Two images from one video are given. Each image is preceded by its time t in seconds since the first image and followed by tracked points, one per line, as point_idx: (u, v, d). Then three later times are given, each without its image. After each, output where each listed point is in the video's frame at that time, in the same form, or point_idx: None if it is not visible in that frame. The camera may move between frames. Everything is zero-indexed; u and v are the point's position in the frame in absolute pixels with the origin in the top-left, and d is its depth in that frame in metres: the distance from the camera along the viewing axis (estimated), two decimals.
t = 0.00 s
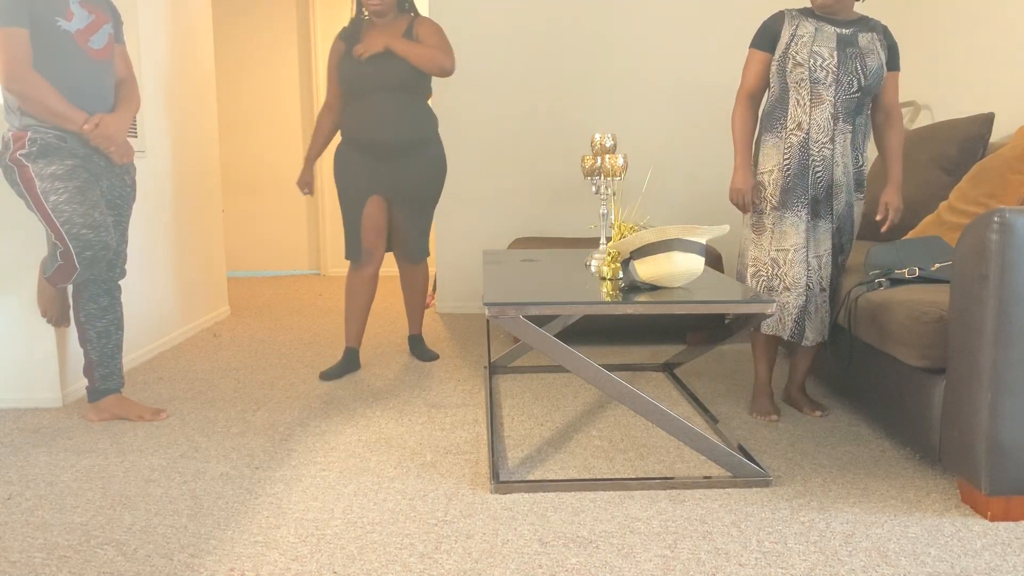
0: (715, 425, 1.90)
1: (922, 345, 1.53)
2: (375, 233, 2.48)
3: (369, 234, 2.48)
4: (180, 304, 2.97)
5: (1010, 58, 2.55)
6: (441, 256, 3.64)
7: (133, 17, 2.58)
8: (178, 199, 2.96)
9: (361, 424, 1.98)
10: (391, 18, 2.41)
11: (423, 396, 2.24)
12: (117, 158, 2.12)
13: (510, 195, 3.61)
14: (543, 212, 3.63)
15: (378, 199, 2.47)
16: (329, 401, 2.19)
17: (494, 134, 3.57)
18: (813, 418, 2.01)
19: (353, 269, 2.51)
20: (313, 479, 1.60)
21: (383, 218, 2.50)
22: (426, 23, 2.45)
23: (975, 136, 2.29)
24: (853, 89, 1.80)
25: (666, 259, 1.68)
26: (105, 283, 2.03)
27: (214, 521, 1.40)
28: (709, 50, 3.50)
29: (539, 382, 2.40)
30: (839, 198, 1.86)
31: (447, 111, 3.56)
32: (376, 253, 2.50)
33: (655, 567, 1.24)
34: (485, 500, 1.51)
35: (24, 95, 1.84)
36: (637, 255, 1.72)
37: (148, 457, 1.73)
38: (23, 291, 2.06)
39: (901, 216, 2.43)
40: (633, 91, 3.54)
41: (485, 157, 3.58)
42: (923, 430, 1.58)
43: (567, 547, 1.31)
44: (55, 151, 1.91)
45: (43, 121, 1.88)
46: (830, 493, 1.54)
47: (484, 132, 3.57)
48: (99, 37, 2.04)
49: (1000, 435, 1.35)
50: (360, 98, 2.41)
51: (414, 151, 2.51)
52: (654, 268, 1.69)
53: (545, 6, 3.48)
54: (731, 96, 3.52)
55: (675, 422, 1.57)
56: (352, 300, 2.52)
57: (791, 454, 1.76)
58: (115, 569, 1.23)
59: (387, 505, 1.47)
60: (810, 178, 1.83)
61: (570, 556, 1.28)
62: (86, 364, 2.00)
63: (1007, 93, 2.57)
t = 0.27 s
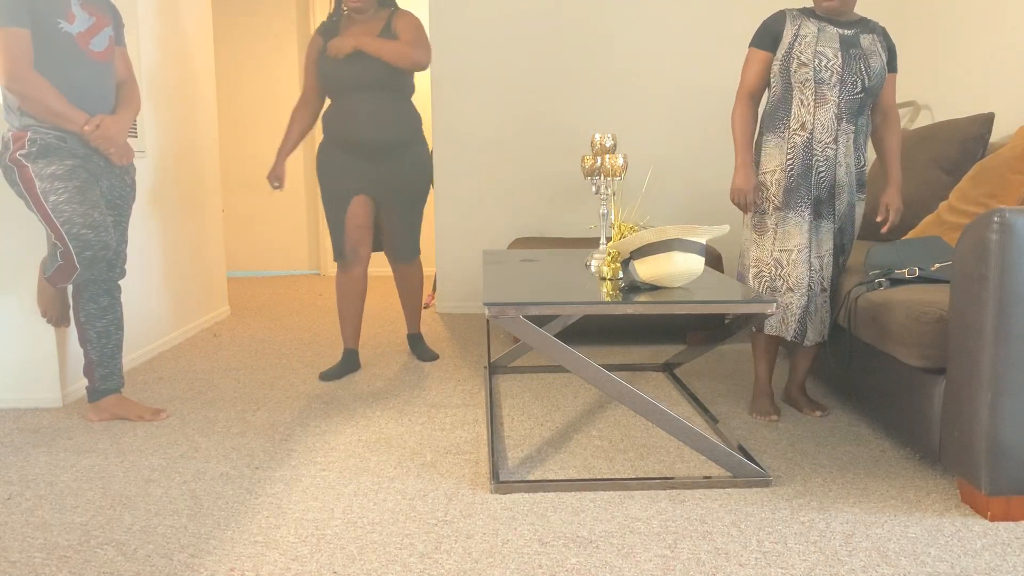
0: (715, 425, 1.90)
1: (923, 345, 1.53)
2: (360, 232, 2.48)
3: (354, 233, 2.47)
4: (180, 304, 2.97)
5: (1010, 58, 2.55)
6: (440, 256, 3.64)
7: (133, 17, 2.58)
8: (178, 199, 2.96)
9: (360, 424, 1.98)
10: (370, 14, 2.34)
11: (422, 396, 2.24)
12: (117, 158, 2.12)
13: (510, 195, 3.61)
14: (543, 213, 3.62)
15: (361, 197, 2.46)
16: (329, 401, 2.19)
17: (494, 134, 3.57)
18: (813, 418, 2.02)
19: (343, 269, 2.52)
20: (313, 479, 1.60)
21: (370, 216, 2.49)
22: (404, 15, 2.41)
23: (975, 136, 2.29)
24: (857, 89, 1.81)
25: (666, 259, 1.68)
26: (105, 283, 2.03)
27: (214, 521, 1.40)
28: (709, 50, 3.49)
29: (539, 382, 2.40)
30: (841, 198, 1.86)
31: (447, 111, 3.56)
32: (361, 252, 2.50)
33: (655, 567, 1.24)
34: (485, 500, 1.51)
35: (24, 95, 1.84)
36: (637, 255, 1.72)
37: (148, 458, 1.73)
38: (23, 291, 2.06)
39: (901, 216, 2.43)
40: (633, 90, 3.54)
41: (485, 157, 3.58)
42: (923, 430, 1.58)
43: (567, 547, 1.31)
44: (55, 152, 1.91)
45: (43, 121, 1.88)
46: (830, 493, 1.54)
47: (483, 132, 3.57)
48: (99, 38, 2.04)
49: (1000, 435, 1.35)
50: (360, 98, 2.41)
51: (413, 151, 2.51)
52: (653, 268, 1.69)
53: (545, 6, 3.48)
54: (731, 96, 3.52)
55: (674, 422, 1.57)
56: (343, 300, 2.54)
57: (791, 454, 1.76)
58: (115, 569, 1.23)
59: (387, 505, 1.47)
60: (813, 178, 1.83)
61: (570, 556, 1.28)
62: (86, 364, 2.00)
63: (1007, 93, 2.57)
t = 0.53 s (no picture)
0: (716, 425, 1.90)
1: (922, 345, 1.54)
2: (357, 232, 2.47)
3: (351, 234, 2.47)
4: (180, 304, 2.97)
5: (1010, 58, 2.55)
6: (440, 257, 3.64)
7: (133, 16, 2.58)
8: (178, 199, 2.96)
9: (360, 424, 1.98)
10: (357, 12, 2.37)
11: (422, 396, 2.24)
12: (117, 158, 2.12)
13: (510, 195, 3.61)
14: (543, 213, 3.62)
15: (354, 198, 2.45)
16: (329, 401, 2.19)
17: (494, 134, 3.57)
18: (813, 419, 2.01)
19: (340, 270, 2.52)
20: (313, 479, 1.60)
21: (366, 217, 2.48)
22: (392, 12, 2.41)
23: (975, 136, 2.29)
24: (858, 93, 1.81)
25: (666, 259, 1.68)
26: (105, 283, 2.03)
27: (214, 521, 1.40)
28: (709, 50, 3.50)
29: (539, 382, 2.40)
30: (842, 199, 1.86)
31: (447, 111, 3.56)
32: (357, 252, 2.49)
33: (655, 567, 1.24)
34: (485, 500, 1.51)
35: (24, 95, 1.84)
36: (637, 255, 1.72)
37: (148, 458, 1.73)
38: (23, 290, 2.06)
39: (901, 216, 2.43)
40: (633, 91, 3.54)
41: (486, 157, 3.58)
42: (923, 430, 1.58)
43: (567, 547, 1.31)
44: (55, 152, 1.91)
45: (43, 121, 1.88)
46: (830, 493, 1.54)
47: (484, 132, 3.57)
48: (99, 38, 2.04)
49: (999, 435, 1.35)
50: (360, 98, 2.41)
51: (413, 151, 2.51)
52: (653, 268, 1.69)
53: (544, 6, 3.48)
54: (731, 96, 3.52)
55: (674, 421, 1.57)
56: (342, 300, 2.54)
57: (791, 454, 1.76)
58: (115, 569, 1.23)
59: (387, 505, 1.48)
60: (814, 180, 1.83)
61: (570, 556, 1.28)
62: (86, 364, 2.00)
63: (1007, 93, 2.57)
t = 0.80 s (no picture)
0: (716, 425, 1.90)
1: (923, 345, 1.54)
2: (360, 233, 2.47)
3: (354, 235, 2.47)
4: (180, 304, 2.97)
5: (1010, 58, 2.55)
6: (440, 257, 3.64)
7: (133, 16, 2.58)
8: (178, 199, 2.96)
9: (360, 424, 1.98)
10: (357, 12, 2.36)
11: (422, 396, 2.24)
12: (118, 158, 2.12)
13: (510, 196, 3.61)
14: (543, 213, 3.62)
15: (356, 199, 2.45)
16: (329, 401, 2.19)
17: (493, 135, 3.57)
18: (813, 419, 2.01)
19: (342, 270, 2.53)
20: (313, 479, 1.60)
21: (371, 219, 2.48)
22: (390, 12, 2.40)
23: (975, 136, 2.29)
24: (855, 101, 1.81)
25: (666, 259, 1.68)
26: (105, 283, 2.03)
27: (214, 521, 1.40)
28: (709, 50, 3.50)
29: (539, 382, 2.40)
30: (839, 204, 1.86)
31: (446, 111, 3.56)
32: (360, 253, 2.49)
33: (655, 567, 1.24)
34: (485, 500, 1.51)
35: (25, 95, 1.84)
36: (637, 255, 1.73)
37: (148, 458, 1.73)
38: (23, 291, 2.06)
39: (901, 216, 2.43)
40: (633, 90, 3.54)
41: (486, 157, 3.59)
42: (923, 431, 1.58)
43: (567, 547, 1.31)
44: (55, 152, 1.91)
45: (44, 121, 1.88)
46: (830, 493, 1.54)
47: (483, 132, 3.57)
48: (100, 38, 2.04)
49: (1000, 435, 1.35)
50: (360, 97, 2.41)
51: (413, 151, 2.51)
52: (653, 268, 1.69)
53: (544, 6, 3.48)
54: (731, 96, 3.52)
55: (674, 421, 1.57)
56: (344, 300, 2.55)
57: (791, 454, 1.76)
58: (115, 569, 1.23)
59: (387, 505, 1.48)
60: (809, 185, 1.83)
61: (570, 556, 1.28)
62: (86, 364, 2.00)
63: (1007, 93, 2.57)
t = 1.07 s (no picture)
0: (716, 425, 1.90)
1: (924, 344, 1.53)
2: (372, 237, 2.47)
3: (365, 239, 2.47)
4: (180, 304, 2.97)
5: (1010, 58, 2.55)
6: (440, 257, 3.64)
7: (133, 16, 2.58)
8: (178, 200, 2.95)
9: (360, 424, 1.98)
10: (380, 15, 2.35)
11: (422, 396, 2.24)
12: (118, 158, 2.11)
13: (510, 196, 3.61)
14: (543, 213, 3.62)
15: (369, 203, 2.45)
16: (329, 401, 2.19)
17: (493, 134, 3.57)
18: (813, 419, 2.01)
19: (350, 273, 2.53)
20: (313, 479, 1.60)
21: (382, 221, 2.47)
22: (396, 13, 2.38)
23: (975, 136, 2.29)
24: (850, 112, 1.82)
25: (666, 259, 1.68)
26: (105, 283, 2.03)
27: (214, 521, 1.40)
28: (709, 50, 3.50)
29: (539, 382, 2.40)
30: (833, 213, 1.87)
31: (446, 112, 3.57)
32: (372, 256, 2.50)
33: (655, 567, 1.24)
34: (485, 500, 1.51)
35: (24, 94, 1.84)
36: (637, 255, 1.73)
37: (148, 458, 1.73)
38: (23, 291, 2.06)
39: (901, 216, 2.43)
40: (633, 90, 3.54)
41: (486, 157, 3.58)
42: (923, 431, 1.58)
43: (567, 547, 1.31)
44: (55, 151, 1.91)
45: (44, 121, 1.89)
46: (830, 493, 1.54)
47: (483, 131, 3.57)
48: (100, 37, 2.04)
49: (1000, 435, 1.35)
50: (361, 97, 2.41)
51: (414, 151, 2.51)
52: (654, 268, 1.69)
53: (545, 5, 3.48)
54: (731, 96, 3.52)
55: (674, 422, 1.57)
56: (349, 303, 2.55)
57: (791, 454, 1.76)
58: (115, 569, 1.23)
59: (387, 505, 1.48)
60: (801, 193, 1.84)
61: (569, 556, 1.28)
62: (86, 364, 2.00)
63: (1006, 93, 2.57)
